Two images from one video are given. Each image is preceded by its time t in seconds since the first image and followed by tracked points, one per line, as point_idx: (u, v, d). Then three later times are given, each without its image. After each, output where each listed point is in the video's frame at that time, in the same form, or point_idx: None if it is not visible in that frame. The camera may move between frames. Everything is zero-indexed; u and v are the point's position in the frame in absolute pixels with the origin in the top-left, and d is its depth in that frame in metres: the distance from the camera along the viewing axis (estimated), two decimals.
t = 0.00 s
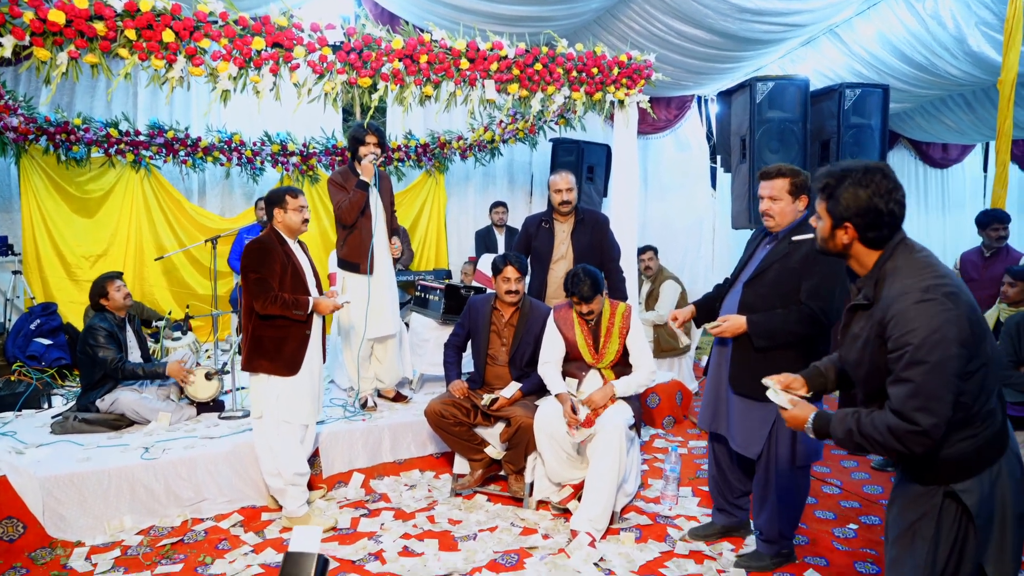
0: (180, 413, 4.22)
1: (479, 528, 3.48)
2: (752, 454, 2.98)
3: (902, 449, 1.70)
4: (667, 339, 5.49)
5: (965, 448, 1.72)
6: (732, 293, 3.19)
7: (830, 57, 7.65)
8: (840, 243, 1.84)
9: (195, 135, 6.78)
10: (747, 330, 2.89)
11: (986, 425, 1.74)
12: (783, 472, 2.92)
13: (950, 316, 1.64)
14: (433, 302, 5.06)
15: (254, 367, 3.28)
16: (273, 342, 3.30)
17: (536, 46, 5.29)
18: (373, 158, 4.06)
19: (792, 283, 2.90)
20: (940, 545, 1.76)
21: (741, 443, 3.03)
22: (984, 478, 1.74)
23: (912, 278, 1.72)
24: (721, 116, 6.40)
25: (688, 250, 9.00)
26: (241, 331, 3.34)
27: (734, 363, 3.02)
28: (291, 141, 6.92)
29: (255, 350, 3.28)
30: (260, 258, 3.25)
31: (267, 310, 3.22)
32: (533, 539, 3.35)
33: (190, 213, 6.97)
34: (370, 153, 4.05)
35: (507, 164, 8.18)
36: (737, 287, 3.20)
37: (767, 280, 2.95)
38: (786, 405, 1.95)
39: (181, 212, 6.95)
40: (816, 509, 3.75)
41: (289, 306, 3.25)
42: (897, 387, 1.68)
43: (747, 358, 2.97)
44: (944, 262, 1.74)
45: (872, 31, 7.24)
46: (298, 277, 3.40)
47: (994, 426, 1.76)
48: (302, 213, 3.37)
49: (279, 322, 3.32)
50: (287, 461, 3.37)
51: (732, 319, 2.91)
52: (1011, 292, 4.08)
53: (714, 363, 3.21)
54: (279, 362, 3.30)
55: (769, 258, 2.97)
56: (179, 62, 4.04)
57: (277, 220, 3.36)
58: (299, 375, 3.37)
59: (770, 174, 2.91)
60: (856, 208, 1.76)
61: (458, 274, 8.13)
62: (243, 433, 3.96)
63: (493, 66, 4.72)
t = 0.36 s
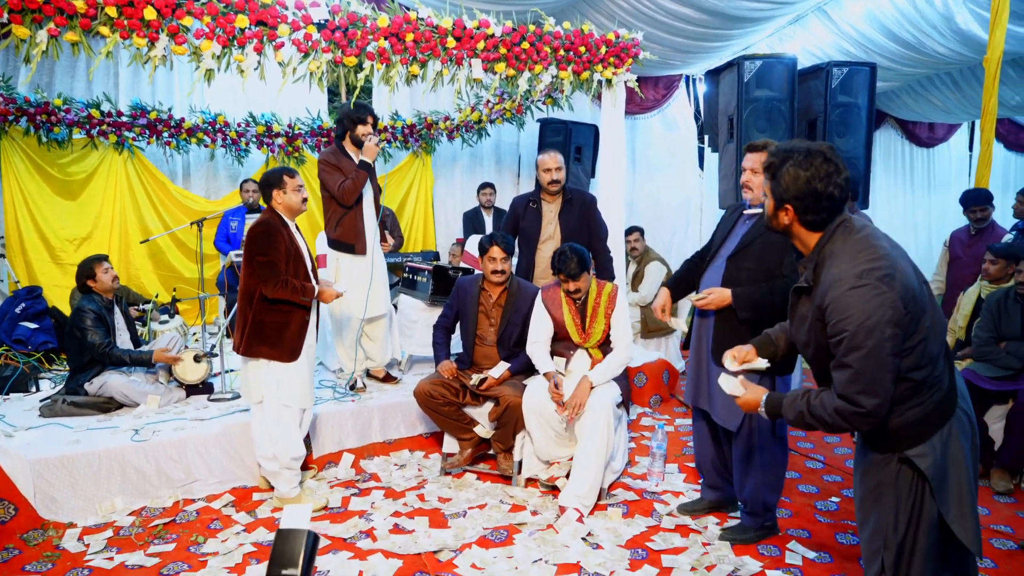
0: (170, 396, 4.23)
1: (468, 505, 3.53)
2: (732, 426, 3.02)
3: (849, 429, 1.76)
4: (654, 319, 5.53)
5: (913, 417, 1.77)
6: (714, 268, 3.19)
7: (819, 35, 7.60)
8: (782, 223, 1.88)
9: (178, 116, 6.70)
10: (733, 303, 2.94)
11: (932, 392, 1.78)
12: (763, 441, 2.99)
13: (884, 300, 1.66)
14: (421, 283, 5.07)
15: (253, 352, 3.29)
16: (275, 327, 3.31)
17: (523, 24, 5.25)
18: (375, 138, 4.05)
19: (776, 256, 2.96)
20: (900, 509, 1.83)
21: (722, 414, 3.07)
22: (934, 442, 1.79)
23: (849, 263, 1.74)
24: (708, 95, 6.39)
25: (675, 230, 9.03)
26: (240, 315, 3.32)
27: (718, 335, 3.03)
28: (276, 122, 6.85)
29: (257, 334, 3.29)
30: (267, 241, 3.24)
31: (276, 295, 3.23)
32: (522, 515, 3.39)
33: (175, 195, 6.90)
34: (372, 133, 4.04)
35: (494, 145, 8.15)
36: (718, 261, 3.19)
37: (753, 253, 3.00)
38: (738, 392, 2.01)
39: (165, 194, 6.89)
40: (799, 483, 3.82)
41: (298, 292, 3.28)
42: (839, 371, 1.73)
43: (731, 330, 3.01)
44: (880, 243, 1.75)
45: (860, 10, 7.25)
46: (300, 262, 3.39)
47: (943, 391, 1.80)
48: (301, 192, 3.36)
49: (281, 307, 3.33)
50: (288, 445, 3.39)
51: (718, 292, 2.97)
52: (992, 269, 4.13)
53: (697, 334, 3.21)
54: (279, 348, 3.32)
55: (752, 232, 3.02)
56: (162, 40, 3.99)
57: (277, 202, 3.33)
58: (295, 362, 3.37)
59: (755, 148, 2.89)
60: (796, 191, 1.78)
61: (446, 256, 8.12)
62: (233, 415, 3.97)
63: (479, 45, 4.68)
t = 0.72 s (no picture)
0: (150, 407, 4.19)
1: (452, 514, 3.53)
2: (709, 425, 3.08)
3: (840, 441, 1.70)
4: (637, 328, 5.56)
5: (883, 419, 1.80)
6: (685, 275, 3.24)
7: (794, 48, 7.83)
8: (765, 216, 1.89)
9: (159, 124, 6.66)
10: (707, 307, 2.99)
11: (899, 395, 1.82)
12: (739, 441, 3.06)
13: (858, 303, 1.66)
14: (404, 292, 5.06)
15: (268, 341, 3.32)
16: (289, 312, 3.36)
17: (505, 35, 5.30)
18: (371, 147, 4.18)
19: (745, 262, 3.02)
20: (868, 508, 1.87)
21: (696, 415, 3.11)
22: (902, 442, 1.83)
23: (826, 266, 1.73)
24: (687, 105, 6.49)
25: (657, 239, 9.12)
26: (249, 310, 3.32)
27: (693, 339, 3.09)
28: (259, 131, 6.83)
29: (265, 324, 3.32)
30: (273, 232, 3.18)
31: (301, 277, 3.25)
32: (506, 524, 3.40)
33: (156, 204, 6.86)
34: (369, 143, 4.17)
35: (477, 155, 8.20)
36: (691, 268, 3.23)
37: (723, 260, 3.06)
38: (716, 439, 1.91)
39: (146, 203, 6.84)
40: (780, 488, 3.87)
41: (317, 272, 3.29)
42: (820, 373, 1.69)
43: (704, 334, 3.07)
44: (857, 247, 1.76)
45: (835, 24, 7.42)
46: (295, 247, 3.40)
47: (908, 393, 1.84)
48: (276, 195, 3.34)
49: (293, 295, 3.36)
50: (280, 456, 3.38)
51: (693, 298, 3.00)
52: (964, 277, 4.24)
53: (670, 339, 3.27)
54: (295, 334, 3.35)
55: (719, 242, 3.06)
56: (145, 49, 3.97)
57: (253, 209, 3.30)
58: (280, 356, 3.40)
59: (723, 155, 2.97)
60: (781, 192, 1.78)
61: (430, 265, 8.13)
62: (215, 425, 3.94)
63: (462, 55, 4.72)
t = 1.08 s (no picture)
0: (143, 422, 4.18)
1: (446, 529, 3.52)
2: (699, 436, 3.09)
3: (851, 459, 1.71)
4: (630, 340, 5.59)
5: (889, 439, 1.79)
6: (670, 287, 3.30)
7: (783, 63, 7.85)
8: (789, 232, 1.90)
9: (154, 141, 6.69)
10: (691, 318, 3.01)
11: (908, 416, 1.80)
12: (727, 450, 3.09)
13: (880, 322, 1.67)
14: (399, 306, 5.11)
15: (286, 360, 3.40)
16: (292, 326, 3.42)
17: (497, 52, 5.36)
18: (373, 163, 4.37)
19: (727, 272, 3.06)
20: (861, 524, 1.89)
21: (686, 424, 3.13)
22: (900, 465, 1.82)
23: (849, 282, 1.74)
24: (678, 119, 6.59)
25: (651, 252, 9.18)
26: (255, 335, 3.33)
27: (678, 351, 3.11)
28: (254, 147, 6.87)
29: (274, 346, 3.38)
30: (262, 253, 3.24)
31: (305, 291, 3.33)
32: (500, 538, 3.40)
33: (151, 220, 6.88)
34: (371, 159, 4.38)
35: (470, 169, 8.28)
36: (674, 281, 3.29)
37: (705, 271, 3.09)
38: (734, 449, 1.91)
39: (140, 219, 6.86)
40: (774, 501, 3.87)
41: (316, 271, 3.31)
42: (836, 393, 1.71)
43: (691, 345, 3.08)
44: (881, 265, 1.76)
45: (822, 40, 7.53)
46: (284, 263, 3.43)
47: (917, 416, 1.80)
48: (264, 212, 3.36)
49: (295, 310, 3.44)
50: (275, 473, 3.38)
51: (676, 308, 3.03)
52: (953, 289, 4.28)
53: (656, 349, 3.28)
54: (310, 345, 3.46)
55: (702, 253, 3.11)
56: (140, 67, 4.00)
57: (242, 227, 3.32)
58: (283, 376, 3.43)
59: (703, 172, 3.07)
60: (803, 202, 1.80)
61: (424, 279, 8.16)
62: (208, 441, 3.94)
63: (455, 72, 4.77)
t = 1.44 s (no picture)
0: (144, 424, 4.19)
1: (447, 530, 3.53)
2: (701, 434, 3.11)
3: (966, 472, 1.46)
4: (631, 342, 5.60)
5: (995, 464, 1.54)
6: (667, 287, 3.33)
7: (782, 65, 7.97)
8: (886, 238, 1.69)
9: (155, 144, 6.71)
10: (689, 314, 3.04)
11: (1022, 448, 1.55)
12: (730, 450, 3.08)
13: (995, 323, 1.48)
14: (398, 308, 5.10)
15: (235, 380, 3.29)
16: (255, 350, 3.33)
17: (497, 55, 5.38)
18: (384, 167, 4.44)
19: (723, 269, 3.09)
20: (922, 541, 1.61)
21: (689, 424, 3.15)
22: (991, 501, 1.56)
23: (959, 283, 1.55)
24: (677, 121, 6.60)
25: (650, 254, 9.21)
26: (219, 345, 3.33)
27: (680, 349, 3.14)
28: (254, 150, 6.88)
29: (232, 365, 3.30)
30: (237, 267, 3.26)
31: (250, 319, 3.24)
32: (501, 539, 3.41)
33: (151, 223, 6.90)
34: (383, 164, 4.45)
35: (471, 172, 8.29)
36: (670, 281, 3.32)
37: (701, 270, 3.12)
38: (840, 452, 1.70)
39: (141, 221, 6.88)
40: (774, 502, 3.88)
41: (275, 311, 3.28)
42: (952, 399, 1.48)
43: (690, 342, 3.11)
44: (991, 267, 1.57)
45: (821, 42, 7.56)
46: (273, 283, 3.41)
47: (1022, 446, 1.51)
48: (266, 218, 3.39)
49: (260, 332, 3.35)
50: (269, 472, 3.39)
51: (674, 304, 3.07)
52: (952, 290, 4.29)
53: (658, 349, 3.31)
54: (263, 371, 3.33)
55: (697, 252, 3.15)
56: (139, 70, 4.01)
57: (242, 228, 3.36)
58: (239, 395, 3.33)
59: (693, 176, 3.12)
60: (901, 200, 1.62)
61: (424, 281, 8.19)
62: (209, 442, 3.95)
63: (454, 74, 4.79)
